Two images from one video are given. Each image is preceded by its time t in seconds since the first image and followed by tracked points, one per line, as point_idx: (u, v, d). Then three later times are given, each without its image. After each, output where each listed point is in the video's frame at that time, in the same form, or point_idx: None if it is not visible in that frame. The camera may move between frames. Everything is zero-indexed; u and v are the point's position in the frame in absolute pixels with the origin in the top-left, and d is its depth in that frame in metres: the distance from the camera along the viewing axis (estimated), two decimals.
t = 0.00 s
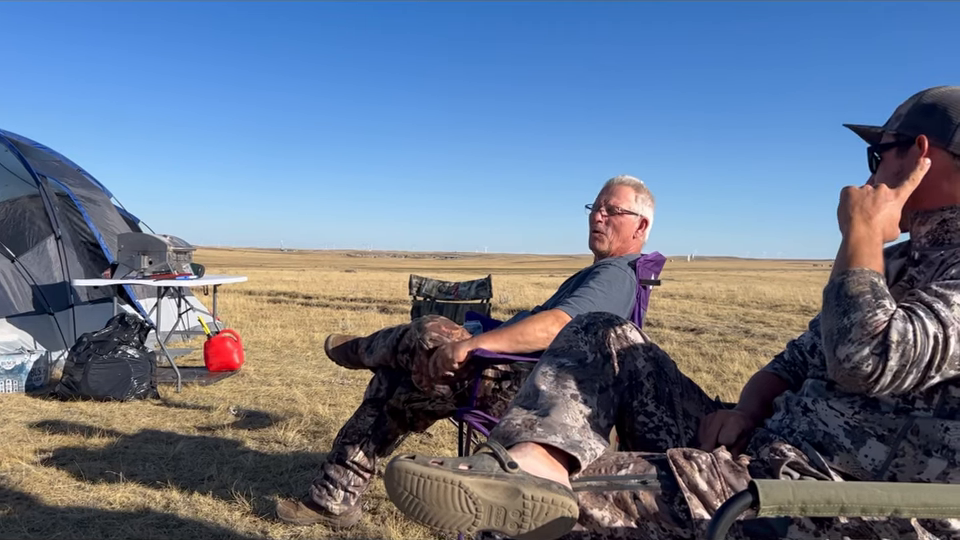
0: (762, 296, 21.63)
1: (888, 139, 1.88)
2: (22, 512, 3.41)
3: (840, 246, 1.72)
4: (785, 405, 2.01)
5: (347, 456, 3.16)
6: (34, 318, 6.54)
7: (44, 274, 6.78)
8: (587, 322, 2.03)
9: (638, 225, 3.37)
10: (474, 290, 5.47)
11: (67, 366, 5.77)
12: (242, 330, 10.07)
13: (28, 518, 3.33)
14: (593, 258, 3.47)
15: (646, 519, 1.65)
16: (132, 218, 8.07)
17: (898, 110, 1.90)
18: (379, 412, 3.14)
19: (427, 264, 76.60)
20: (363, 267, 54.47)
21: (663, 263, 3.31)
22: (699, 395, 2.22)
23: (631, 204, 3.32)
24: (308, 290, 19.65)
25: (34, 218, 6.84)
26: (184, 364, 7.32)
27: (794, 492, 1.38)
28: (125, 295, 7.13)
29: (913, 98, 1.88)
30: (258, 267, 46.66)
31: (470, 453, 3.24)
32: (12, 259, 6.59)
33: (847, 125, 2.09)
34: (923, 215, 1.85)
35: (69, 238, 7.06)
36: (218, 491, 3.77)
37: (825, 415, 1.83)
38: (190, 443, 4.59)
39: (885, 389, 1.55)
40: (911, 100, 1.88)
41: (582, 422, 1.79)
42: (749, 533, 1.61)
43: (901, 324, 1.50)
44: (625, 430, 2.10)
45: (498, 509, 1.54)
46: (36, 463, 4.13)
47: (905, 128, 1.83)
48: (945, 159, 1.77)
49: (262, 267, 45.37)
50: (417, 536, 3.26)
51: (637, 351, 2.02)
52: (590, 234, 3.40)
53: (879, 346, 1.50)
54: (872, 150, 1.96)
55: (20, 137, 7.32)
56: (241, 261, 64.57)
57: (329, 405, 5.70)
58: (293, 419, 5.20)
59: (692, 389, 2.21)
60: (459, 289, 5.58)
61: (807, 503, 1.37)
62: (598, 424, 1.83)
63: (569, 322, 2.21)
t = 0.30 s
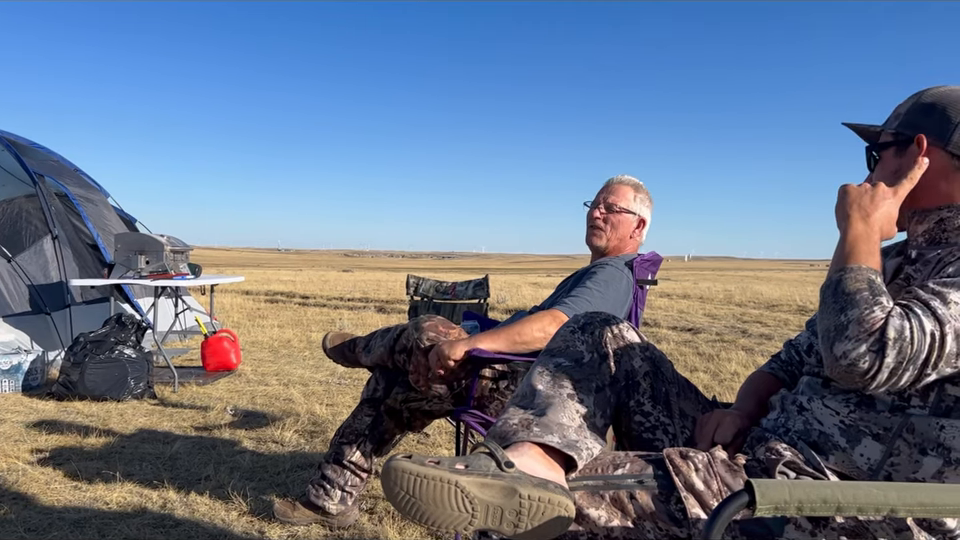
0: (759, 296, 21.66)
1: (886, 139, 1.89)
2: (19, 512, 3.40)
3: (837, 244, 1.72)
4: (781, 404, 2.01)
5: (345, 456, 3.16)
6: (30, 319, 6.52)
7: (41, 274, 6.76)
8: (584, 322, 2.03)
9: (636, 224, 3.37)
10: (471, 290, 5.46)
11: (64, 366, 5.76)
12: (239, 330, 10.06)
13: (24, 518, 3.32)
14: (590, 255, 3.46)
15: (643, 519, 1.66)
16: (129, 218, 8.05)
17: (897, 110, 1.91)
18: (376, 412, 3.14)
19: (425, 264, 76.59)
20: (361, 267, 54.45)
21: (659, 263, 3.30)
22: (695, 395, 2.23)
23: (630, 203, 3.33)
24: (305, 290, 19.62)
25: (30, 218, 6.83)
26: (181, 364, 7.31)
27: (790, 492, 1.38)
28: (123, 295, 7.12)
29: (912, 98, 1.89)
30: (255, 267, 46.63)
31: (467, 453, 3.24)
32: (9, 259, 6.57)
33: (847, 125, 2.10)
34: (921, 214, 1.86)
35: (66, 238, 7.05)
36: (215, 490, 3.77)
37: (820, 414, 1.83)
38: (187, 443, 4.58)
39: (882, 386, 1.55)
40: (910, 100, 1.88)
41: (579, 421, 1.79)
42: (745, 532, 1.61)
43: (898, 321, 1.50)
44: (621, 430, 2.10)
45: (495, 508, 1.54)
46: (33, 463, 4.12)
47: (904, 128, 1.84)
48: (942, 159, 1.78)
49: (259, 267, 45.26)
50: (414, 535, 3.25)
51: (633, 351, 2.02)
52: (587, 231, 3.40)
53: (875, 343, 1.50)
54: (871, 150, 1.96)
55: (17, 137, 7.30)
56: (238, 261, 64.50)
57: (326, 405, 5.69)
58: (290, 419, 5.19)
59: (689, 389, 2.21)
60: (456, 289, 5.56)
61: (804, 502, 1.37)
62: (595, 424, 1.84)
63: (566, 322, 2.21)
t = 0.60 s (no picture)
0: (756, 295, 21.69)
1: (884, 138, 1.89)
2: (17, 510, 3.40)
3: (836, 241, 1.72)
4: (777, 402, 2.01)
5: (342, 455, 3.16)
6: (27, 317, 6.53)
7: (39, 273, 6.77)
8: (582, 321, 2.03)
9: (633, 223, 3.37)
10: (469, 288, 5.46)
11: (62, 364, 5.76)
12: (237, 329, 10.05)
13: (22, 516, 3.32)
14: (588, 255, 3.47)
15: (640, 517, 1.66)
16: (128, 216, 8.05)
17: (895, 109, 1.91)
18: (374, 410, 3.15)
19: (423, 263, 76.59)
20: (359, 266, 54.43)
21: (658, 263, 3.31)
22: (693, 394, 2.23)
23: (627, 202, 3.34)
24: (303, 289, 19.60)
25: (29, 217, 6.82)
26: (179, 363, 7.30)
27: (787, 491, 1.38)
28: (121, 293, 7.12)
29: (910, 98, 1.89)
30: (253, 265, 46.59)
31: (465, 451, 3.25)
32: (7, 257, 6.59)
33: (844, 125, 2.10)
34: (919, 213, 1.86)
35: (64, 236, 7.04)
36: (212, 489, 3.77)
37: (817, 412, 1.84)
38: (184, 441, 4.58)
39: (879, 384, 1.55)
40: (908, 99, 1.89)
41: (577, 420, 1.79)
42: (742, 531, 1.61)
43: (896, 319, 1.50)
44: (619, 429, 2.10)
45: (493, 507, 1.54)
46: (30, 462, 4.11)
47: (902, 127, 1.84)
48: (940, 158, 1.78)
49: (257, 266, 45.21)
50: (411, 534, 3.25)
51: (631, 350, 2.02)
52: (584, 231, 3.40)
53: (873, 341, 1.51)
54: (869, 149, 1.96)
55: (15, 135, 7.28)
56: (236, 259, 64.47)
57: (324, 403, 5.69)
58: (288, 418, 5.19)
59: (686, 387, 2.21)
60: (454, 287, 5.56)
61: (801, 501, 1.37)
62: (592, 423, 1.84)
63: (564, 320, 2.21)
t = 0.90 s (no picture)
0: (755, 293, 21.71)
1: (882, 137, 1.89)
2: (15, 508, 3.39)
3: (836, 241, 1.72)
4: (776, 401, 2.02)
5: (341, 453, 3.16)
6: (25, 315, 6.53)
7: (37, 271, 6.78)
8: (581, 319, 2.03)
9: (629, 221, 3.37)
10: (468, 287, 5.46)
11: (60, 362, 5.76)
12: (236, 327, 10.05)
13: (20, 514, 3.31)
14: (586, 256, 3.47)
15: (638, 516, 1.66)
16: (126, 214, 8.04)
17: (893, 108, 1.91)
18: (372, 408, 3.15)
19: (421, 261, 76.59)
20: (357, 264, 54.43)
21: (656, 260, 3.30)
22: (692, 392, 2.23)
23: (621, 200, 3.33)
24: (301, 287, 19.58)
25: (27, 215, 6.81)
26: (177, 361, 7.30)
27: (785, 489, 1.38)
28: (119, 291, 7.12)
29: (908, 97, 1.89)
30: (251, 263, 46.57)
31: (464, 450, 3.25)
32: (5, 255, 6.61)
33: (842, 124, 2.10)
34: (917, 212, 1.86)
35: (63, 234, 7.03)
36: (211, 487, 3.76)
37: (815, 411, 1.84)
38: (183, 439, 4.57)
39: (878, 384, 1.56)
40: (906, 98, 1.89)
41: (575, 419, 1.79)
42: (740, 529, 1.61)
43: (895, 320, 1.50)
44: (617, 427, 2.10)
45: (491, 505, 1.54)
46: (29, 460, 4.11)
47: (900, 126, 1.84)
48: (939, 157, 1.78)
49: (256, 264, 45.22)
50: (410, 532, 3.25)
51: (629, 348, 2.02)
52: (580, 233, 3.40)
53: (873, 341, 1.51)
54: (867, 148, 1.96)
55: (13, 133, 7.26)
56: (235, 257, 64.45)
57: (323, 401, 5.69)
58: (287, 416, 5.19)
59: (685, 386, 2.21)
60: (453, 286, 5.56)
61: (799, 499, 1.38)
62: (591, 421, 1.84)
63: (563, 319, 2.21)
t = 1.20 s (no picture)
0: (754, 291, 21.71)
1: (880, 135, 1.89)
2: (14, 505, 3.39)
3: (836, 239, 1.71)
4: (775, 399, 2.02)
5: (340, 450, 3.16)
6: (24, 314, 6.59)
7: (36, 268, 6.79)
8: (580, 316, 2.03)
9: (622, 218, 3.37)
10: (466, 284, 5.46)
11: (59, 360, 5.75)
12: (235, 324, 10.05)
13: (19, 512, 3.31)
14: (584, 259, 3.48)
15: (637, 512, 1.66)
16: (124, 211, 8.03)
17: (890, 106, 1.91)
18: (371, 406, 3.15)
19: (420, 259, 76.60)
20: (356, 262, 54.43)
21: (654, 257, 3.31)
22: (690, 389, 2.23)
23: (611, 201, 3.32)
24: (300, 285, 19.57)
25: (25, 212, 6.80)
26: (176, 358, 7.30)
27: (784, 486, 1.38)
28: (118, 289, 7.11)
29: (905, 94, 1.89)
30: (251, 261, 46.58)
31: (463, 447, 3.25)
32: (4, 253, 6.62)
33: (839, 121, 2.10)
34: (915, 209, 1.86)
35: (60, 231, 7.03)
36: (210, 484, 3.76)
37: (815, 408, 1.84)
38: (182, 437, 4.57)
39: (877, 384, 1.56)
40: (903, 95, 1.89)
41: (574, 415, 1.80)
42: (738, 526, 1.62)
43: (894, 320, 1.50)
44: (616, 424, 2.10)
45: (490, 502, 1.54)
46: (28, 457, 4.11)
47: (897, 124, 1.84)
48: (936, 154, 1.78)
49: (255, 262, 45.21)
50: (409, 529, 3.25)
51: (628, 345, 2.02)
52: (576, 238, 3.40)
53: (872, 342, 1.51)
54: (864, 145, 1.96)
55: (10, 130, 7.23)
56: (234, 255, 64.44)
57: (321, 399, 5.69)
58: (286, 413, 5.19)
59: (684, 383, 2.21)
60: (452, 283, 5.55)
61: (797, 496, 1.38)
62: (590, 418, 1.84)
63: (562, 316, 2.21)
